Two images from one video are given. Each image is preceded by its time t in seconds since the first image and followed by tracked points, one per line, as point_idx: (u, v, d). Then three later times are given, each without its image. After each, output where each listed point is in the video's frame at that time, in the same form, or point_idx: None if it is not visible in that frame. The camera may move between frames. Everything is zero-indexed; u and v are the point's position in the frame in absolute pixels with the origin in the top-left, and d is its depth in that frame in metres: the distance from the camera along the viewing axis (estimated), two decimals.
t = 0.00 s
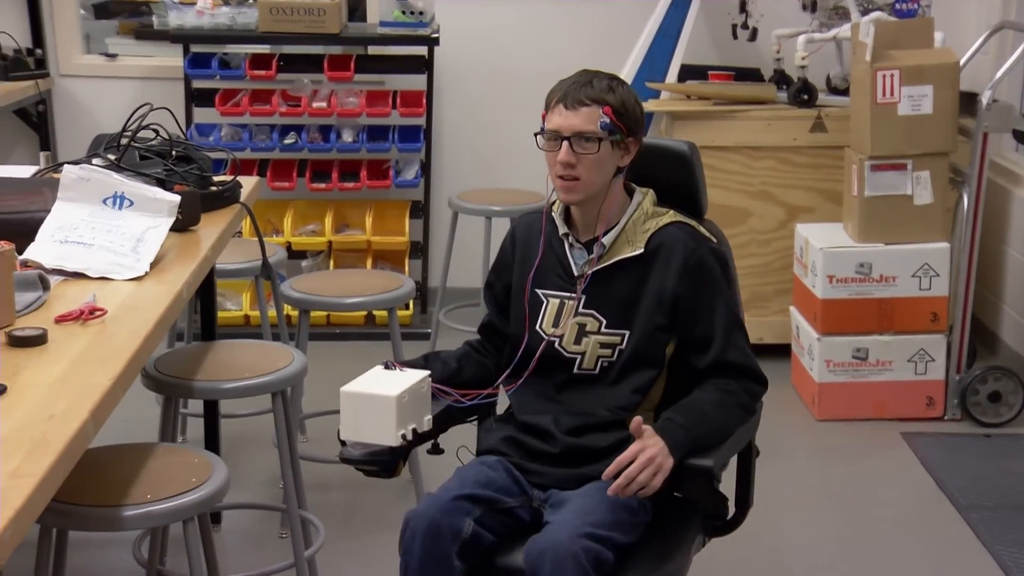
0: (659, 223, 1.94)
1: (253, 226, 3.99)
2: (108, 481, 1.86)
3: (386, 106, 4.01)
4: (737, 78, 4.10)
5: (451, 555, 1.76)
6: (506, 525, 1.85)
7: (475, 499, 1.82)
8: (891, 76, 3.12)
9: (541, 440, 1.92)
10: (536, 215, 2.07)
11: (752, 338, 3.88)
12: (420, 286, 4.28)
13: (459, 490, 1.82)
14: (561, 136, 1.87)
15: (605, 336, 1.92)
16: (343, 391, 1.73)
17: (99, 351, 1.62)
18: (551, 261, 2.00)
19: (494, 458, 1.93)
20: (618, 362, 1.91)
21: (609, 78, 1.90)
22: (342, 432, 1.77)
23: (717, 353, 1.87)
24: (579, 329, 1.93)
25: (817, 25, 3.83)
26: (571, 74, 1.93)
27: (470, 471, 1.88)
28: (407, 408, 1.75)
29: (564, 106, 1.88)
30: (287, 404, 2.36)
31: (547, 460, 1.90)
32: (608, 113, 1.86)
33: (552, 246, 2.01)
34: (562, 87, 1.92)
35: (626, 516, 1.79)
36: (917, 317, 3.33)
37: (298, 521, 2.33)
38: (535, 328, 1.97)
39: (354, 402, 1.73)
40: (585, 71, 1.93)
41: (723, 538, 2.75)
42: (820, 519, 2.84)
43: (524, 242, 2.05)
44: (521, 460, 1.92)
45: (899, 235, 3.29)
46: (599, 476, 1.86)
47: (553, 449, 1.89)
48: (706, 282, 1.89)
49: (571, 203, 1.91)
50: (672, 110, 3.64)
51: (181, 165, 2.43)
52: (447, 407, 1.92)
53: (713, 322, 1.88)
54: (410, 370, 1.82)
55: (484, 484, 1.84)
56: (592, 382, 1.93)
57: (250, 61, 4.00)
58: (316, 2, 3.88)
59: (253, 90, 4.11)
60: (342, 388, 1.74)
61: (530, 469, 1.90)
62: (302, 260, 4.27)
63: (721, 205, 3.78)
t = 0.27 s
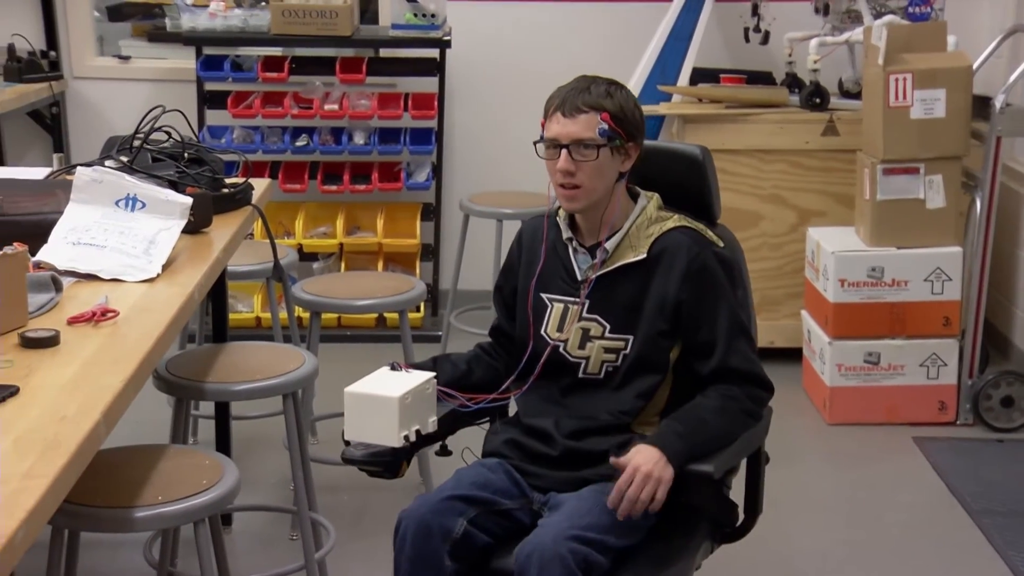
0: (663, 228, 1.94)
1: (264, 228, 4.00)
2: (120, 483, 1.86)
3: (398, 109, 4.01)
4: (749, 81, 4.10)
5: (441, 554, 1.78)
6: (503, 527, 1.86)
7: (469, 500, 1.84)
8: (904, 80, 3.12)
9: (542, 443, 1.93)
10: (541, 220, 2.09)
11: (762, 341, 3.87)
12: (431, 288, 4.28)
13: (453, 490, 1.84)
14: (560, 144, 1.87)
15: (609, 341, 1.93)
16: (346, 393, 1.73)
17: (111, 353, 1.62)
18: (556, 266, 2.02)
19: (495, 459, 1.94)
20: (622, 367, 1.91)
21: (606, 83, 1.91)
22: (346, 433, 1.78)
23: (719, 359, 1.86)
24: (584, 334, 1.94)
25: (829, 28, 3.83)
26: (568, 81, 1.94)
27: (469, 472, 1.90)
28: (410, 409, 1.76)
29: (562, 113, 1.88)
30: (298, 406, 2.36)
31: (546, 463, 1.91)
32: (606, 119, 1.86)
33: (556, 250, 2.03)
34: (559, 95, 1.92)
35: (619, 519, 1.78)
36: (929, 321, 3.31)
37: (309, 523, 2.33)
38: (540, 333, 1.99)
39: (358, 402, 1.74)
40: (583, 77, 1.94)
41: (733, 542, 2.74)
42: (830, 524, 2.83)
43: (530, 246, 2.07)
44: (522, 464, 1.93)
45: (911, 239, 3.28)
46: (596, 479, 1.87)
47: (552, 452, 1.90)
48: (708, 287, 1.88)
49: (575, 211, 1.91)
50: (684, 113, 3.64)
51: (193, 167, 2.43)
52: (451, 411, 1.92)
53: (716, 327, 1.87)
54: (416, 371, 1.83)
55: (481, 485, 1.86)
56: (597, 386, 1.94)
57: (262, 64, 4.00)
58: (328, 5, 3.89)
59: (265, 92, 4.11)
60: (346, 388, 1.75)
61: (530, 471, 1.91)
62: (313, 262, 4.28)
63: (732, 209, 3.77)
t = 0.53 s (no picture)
0: (675, 229, 1.95)
1: (272, 228, 4.01)
2: (129, 482, 1.87)
3: (406, 109, 4.01)
4: (758, 82, 4.09)
5: (458, 556, 1.78)
6: (517, 527, 1.87)
7: (484, 500, 1.83)
8: (913, 81, 3.11)
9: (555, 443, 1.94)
10: (550, 222, 2.09)
11: (770, 342, 3.87)
12: (438, 288, 4.28)
13: (468, 491, 1.84)
14: (569, 145, 1.87)
15: (623, 344, 1.93)
16: (357, 393, 1.74)
17: (120, 352, 1.63)
18: (567, 268, 2.02)
19: (507, 460, 1.95)
20: (635, 368, 1.93)
21: (614, 86, 1.91)
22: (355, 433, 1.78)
23: (733, 359, 1.87)
24: (597, 337, 1.94)
25: (838, 30, 3.82)
26: (576, 84, 1.94)
27: (482, 472, 1.90)
28: (421, 409, 1.77)
29: (571, 115, 1.89)
30: (305, 406, 2.37)
31: (560, 464, 1.92)
32: (616, 120, 1.87)
33: (567, 254, 2.03)
34: (568, 97, 1.92)
35: (637, 520, 1.79)
36: (938, 322, 3.30)
37: (316, 523, 2.33)
38: (552, 336, 2.00)
39: (369, 402, 1.74)
40: (591, 80, 1.94)
41: (741, 543, 2.74)
42: (838, 525, 2.83)
43: (539, 249, 2.07)
44: (535, 464, 1.94)
45: (920, 240, 3.27)
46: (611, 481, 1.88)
47: (565, 453, 1.91)
48: (720, 288, 1.90)
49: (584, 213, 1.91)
50: (692, 114, 3.63)
51: (202, 167, 2.44)
52: (462, 412, 1.93)
53: (728, 328, 1.88)
54: (427, 372, 1.84)
55: (496, 486, 1.86)
56: (610, 388, 1.95)
57: (271, 64, 4.01)
58: (336, 5, 3.89)
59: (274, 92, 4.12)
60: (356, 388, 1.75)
61: (543, 472, 1.92)
62: (321, 262, 4.28)
63: (740, 209, 3.77)
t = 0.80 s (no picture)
0: (674, 228, 1.95)
1: (270, 226, 4.00)
2: (125, 480, 1.87)
3: (404, 108, 4.01)
4: (756, 82, 4.09)
5: (456, 555, 1.78)
6: (515, 526, 1.86)
7: (481, 499, 1.83)
8: (911, 81, 3.11)
9: (553, 442, 1.94)
10: (548, 222, 2.09)
11: (768, 342, 3.87)
12: (436, 287, 4.28)
13: (465, 490, 1.83)
14: (572, 146, 1.87)
15: (622, 343, 1.94)
16: (353, 392, 1.74)
17: (117, 351, 1.63)
18: (566, 268, 2.02)
19: (504, 459, 1.95)
20: (634, 368, 1.93)
21: (618, 86, 1.92)
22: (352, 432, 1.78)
23: (732, 358, 1.88)
24: (596, 336, 1.95)
25: (837, 30, 3.82)
26: (580, 83, 1.94)
27: (479, 471, 1.90)
28: (418, 408, 1.77)
29: (575, 115, 1.89)
30: (302, 405, 2.37)
31: (558, 463, 1.92)
32: (620, 121, 1.87)
33: (566, 254, 2.02)
34: (571, 96, 1.92)
35: (634, 520, 1.80)
36: (935, 322, 3.30)
37: (313, 522, 2.33)
38: (551, 335, 2.00)
39: (366, 401, 1.74)
40: (594, 79, 1.94)
41: (739, 543, 2.74)
42: (835, 525, 2.83)
43: (538, 249, 2.06)
44: (533, 463, 1.94)
45: (917, 240, 3.27)
46: (609, 480, 1.88)
47: (564, 452, 1.91)
48: (719, 287, 1.90)
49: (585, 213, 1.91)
50: (691, 114, 3.63)
51: (199, 165, 2.43)
52: (459, 411, 1.92)
53: (727, 326, 1.89)
54: (424, 371, 1.84)
55: (494, 485, 1.86)
56: (608, 387, 1.96)
57: (269, 62, 4.01)
58: (335, 3, 3.89)
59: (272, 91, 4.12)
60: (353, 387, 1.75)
61: (541, 471, 1.92)
62: (319, 261, 4.28)
63: (738, 209, 3.77)
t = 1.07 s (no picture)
0: (672, 226, 1.96)
1: (267, 224, 4.00)
2: (121, 477, 1.87)
3: (401, 106, 4.01)
4: (753, 80, 4.09)
5: (453, 553, 1.77)
6: (512, 524, 1.86)
7: (478, 497, 1.83)
8: (908, 79, 3.11)
9: (550, 439, 1.94)
10: (546, 220, 2.09)
11: (765, 340, 3.87)
12: (433, 285, 4.29)
13: (461, 488, 1.83)
14: (576, 144, 1.88)
15: (620, 340, 1.94)
16: (350, 390, 1.74)
17: (114, 348, 1.63)
18: (564, 265, 2.02)
19: (501, 456, 1.95)
20: (632, 366, 1.93)
21: (624, 84, 1.92)
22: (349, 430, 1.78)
23: (730, 356, 1.88)
24: (594, 333, 1.95)
25: (834, 28, 3.83)
26: (585, 81, 1.94)
27: (475, 469, 1.90)
28: (416, 405, 1.77)
29: (580, 113, 1.89)
30: (299, 402, 2.36)
31: (555, 460, 1.92)
32: (624, 120, 1.88)
33: (563, 250, 2.03)
34: (575, 94, 1.93)
35: (630, 517, 1.79)
36: (933, 320, 3.31)
37: (310, 520, 2.33)
38: (549, 333, 2.00)
39: (364, 399, 1.74)
40: (599, 78, 1.94)
41: (735, 541, 2.74)
42: (832, 523, 2.83)
43: (535, 247, 2.07)
44: (529, 460, 1.93)
45: (914, 238, 3.27)
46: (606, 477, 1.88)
47: (561, 449, 1.91)
48: (717, 285, 1.90)
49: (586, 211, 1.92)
50: (688, 112, 3.63)
51: (196, 163, 2.43)
52: (457, 408, 1.91)
53: (725, 325, 1.89)
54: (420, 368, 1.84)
55: (491, 482, 1.86)
56: (605, 385, 1.96)
57: (266, 60, 4.01)
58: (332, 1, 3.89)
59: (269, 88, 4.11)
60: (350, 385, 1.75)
61: (538, 468, 1.92)
62: (316, 258, 4.27)
63: (735, 207, 3.77)
